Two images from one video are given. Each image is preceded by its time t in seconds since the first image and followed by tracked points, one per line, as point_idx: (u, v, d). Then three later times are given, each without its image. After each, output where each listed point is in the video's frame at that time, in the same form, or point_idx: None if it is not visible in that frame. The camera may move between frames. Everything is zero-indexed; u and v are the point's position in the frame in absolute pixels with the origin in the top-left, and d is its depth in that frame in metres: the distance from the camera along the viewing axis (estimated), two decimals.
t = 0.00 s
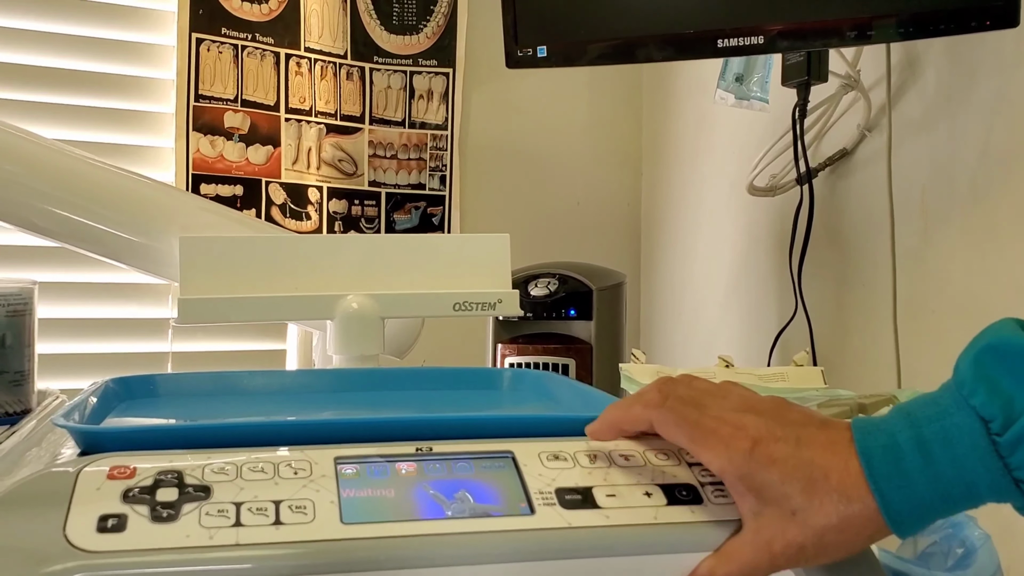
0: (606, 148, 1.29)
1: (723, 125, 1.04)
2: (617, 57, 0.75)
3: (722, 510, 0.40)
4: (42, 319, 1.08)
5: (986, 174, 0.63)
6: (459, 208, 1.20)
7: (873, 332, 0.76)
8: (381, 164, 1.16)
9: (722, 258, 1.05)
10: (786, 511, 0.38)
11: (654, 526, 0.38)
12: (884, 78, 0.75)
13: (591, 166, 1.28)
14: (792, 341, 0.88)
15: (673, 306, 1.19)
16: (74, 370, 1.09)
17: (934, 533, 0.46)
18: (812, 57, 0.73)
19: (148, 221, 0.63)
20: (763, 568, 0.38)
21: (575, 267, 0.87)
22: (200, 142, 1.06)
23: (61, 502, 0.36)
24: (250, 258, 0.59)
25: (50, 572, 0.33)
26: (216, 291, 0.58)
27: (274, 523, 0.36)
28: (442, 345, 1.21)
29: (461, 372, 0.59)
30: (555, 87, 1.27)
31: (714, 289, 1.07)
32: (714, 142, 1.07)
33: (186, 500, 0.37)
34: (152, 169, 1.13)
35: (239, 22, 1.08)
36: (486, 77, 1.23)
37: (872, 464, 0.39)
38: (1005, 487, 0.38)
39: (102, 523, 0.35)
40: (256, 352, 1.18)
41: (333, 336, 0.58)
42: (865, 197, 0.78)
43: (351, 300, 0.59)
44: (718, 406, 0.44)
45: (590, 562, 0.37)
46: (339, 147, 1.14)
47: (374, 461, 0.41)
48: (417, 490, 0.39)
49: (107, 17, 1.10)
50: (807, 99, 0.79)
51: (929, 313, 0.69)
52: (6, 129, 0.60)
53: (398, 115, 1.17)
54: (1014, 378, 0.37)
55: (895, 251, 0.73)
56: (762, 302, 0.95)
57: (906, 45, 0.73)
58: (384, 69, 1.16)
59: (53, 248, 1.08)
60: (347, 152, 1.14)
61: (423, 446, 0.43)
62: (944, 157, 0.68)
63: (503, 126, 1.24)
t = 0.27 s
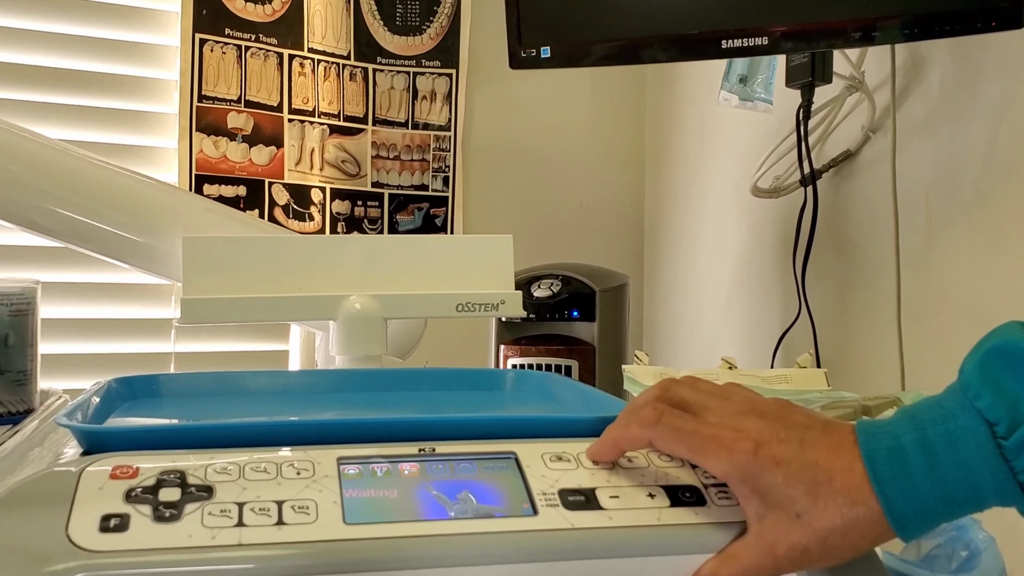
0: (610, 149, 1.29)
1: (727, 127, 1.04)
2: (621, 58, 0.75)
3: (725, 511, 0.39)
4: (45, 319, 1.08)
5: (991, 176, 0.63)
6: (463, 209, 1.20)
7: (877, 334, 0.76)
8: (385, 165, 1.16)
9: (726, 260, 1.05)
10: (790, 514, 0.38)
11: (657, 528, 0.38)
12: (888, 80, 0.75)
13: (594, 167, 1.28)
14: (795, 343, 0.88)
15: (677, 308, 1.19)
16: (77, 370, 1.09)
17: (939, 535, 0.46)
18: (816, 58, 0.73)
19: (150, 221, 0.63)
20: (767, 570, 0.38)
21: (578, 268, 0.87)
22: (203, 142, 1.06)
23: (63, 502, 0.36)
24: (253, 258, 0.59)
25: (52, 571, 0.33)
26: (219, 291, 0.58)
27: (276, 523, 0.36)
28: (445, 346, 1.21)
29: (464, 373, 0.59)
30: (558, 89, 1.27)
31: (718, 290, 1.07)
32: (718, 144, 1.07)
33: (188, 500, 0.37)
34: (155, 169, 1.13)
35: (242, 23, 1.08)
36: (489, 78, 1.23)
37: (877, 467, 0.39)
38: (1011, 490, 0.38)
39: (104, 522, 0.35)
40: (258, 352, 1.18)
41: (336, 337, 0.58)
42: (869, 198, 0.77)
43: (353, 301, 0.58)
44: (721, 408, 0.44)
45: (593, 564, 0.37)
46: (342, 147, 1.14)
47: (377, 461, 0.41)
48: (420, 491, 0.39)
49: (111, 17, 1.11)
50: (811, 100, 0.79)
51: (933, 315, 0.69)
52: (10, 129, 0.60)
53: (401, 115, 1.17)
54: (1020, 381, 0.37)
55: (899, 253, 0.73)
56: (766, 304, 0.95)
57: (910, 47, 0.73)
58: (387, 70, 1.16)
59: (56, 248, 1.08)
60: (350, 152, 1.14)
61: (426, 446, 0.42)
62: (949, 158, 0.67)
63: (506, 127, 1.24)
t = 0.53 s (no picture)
0: (611, 151, 1.29)
1: (729, 128, 1.04)
2: (622, 60, 0.75)
3: (726, 511, 0.39)
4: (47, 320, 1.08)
5: (992, 177, 0.63)
6: (464, 210, 1.20)
7: (879, 335, 0.76)
8: (386, 166, 1.16)
9: (728, 261, 1.05)
10: (792, 516, 0.39)
11: (658, 527, 0.38)
12: (890, 82, 0.75)
13: (596, 169, 1.28)
14: (797, 345, 0.88)
15: (678, 309, 1.19)
16: (79, 371, 1.09)
17: (939, 535, 0.46)
18: (818, 61, 0.73)
19: (153, 222, 0.63)
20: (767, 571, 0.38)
21: (580, 270, 0.87)
22: (205, 143, 1.07)
23: (65, 501, 0.36)
24: (255, 257, 0.59)
25: (56, 570, 0.33)
26: (221, 292, 0.58)
27: (279, 522, 0.36)
28: (446, 348, 1.21)
29: (466, 373, 0.59)
30: (560, 91, 1.27)
31: (720, 291, 1.07)
32: (720, 145, 1.07)
33: (191, 499, 0.37)
34: (158, 170, 1.13)
35: (244, 24, 1.08)
36: (491, 80, 1.24)
37: (879, 470, 0.39)
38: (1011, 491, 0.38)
39: (107, 521, 0.35)
40: (260, 354, 1.18)
41: (338, 338, 0.58)
42: (871, 200, 0.77)
43: (355, 302, 0.59)
44: (725, 408, 0.44)
45: (594, 563, 0.37)
46: (344, 148, 1.14)
47: (380, 460, 0.41)
48: (422, 490, 0.39)
49: (114, 19, 1.11)
50: (813, 102, 0.79)
51: (935, 317, 0.69)
52: (13, 131, 0.61)
53: (403, 116, 1.17)
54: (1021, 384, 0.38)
55: (900, 254, 0.73)
56: (767, 305, 0.95)
57: (911, 48, 0.73)
58: (389, 71, 1.16)
59: (58, 249, 1.09)
60: (351, 153, 1.14)
61: (428, 446, 0.42)
62: (950, 160, 0.67)
63: (507, 129, 1.24)
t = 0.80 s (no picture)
0: (614, 144, 1.29)
1: (732, 120, 1.04)
2: (625, 49, 0.75)
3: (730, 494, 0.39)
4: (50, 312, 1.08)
5: (997, 165, 0.63)
6: (467, 203, 1.20)
7: (882, 323, 0.75)
8: (388, 159, 1.16)
9: (731, 253, 1.05)
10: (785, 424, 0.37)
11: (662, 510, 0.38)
12: (894, 71, 0.75)
13: (598, 162, 1.28)
14: (800, 335, 0.88)
15: (680, 302, 1.19)
16: (82, 363, 1.09)
17: (945, 521, 0.46)
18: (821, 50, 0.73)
19: (154, 211, 0.63)
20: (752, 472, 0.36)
21: (583, 261, 0.87)
22: (207, 136, 1.07)
23: (67, 483, 0.36)
24: (257, 244, 0.59)
25: (58, 551, 0.33)
26: (223, 279, 0.58)
27: (281, 504, 0.36)
28: (448, 341, 1.21)
29: (469, 361, 0.59)
30: (562, 83, 1.27)
31: (722, 283, 1.07)
32: (723, 138, 1.07)
33: (193, 481, 0.36)
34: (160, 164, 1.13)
35: (246, 16, 1.08)
36: (494, 73, 1.23)
37: (876, 404, 0.36)
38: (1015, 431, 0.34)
39: (109, 503, 0.35)
40: (262, 347, 1.18)
41: (341, 327, 0.58)
42: (874, 189, 0.77)
43: (358, 291, 0.58)
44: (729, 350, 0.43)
45: (598, 545, 0.37)
46: (346, 141, 1.14)
47: (383, 444, 0.41)
48: (425, 473, 0.39)
49: (115, 13, 1.11)
50: (816, 92, 0.79)
51: (939, 305, 0.68)
52: (14, 119, 0.60)
53: (405, 109, 1.17)
54: None
55: (904, 241, 0.73)
56: (770, 296, 0.95)
57: (916, 38, 0.73)
58: (391, 63, 1.16)
59: (61, 242, 1.09)
60: (353, 146, 1.14)
61: (432, 429, 0.42)
62: (955, 149, 0.67)
63: (510, 122, 1.24)
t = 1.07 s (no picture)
0: (615, 141, 1.29)
1: (734, 117, 1.04)
2: (626, 44, 0.74)
3: (730, 489, 0.39)
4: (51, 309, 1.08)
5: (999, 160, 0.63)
6: (468, 200, 1.20)
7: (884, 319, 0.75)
8: (389, 156, 1.16)
9: (732, 250, 1.05)
10: (618, 356, 0.39)
11: (663, 504, 0.38)
12: (896, 67, 0.75)
13: (600, 159, 1.28)
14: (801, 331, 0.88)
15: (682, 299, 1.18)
16: (83, 359, 1.09)
17: (947, 515, 0.45)
18: (823, 46, 0.73)
19: (154, 206, 0.63)
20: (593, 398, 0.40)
21: (584, 258, 0.87)
22: (208, 132, 1.07)
23: (66, 476, 0.36)
24: (257, 238, 0.59)
25: (56, 543, 0.33)
26: (223, 273, 0.57)
27: (281, 497, 0.36)
28: (449, 338, 1.21)
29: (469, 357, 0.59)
30: (564, 81, 1.26)
31: (724, 279, 1.06)
32: (725, 135, 1.07)
33: (192, 474, 0.36)
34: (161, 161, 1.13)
35: (247, 13, 1.08)
36: (495, 70, 1.23)
37: (705, 327, 0.38)
38: (824, 362, 0.37)
39: (108, 495, 0.35)
40: (263, 343, 1.18)
41: (342, 323, 0.59)
42: (876, 184, 0.77)
43: (358, 287, 0.58)
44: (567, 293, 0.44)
45: (598, 539, 0.37)
46: (348, 138, 1.14)
47: (384, 437, 0.41)
48: (425, 466, 0.39)
49: (116, 10, 1.11)
50: (818, 88, 0.78)
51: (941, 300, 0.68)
52: (14, 114, 0.60)
53: (406, 106, 1.17)
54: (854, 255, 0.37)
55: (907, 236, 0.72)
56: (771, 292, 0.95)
57: (918, 34, 0.72)
58: (393, 60, 1.16)
59: (62, 239, 1.09)
60: (355, 143, 1.14)
61: (433, 424, 0.43)
62: (957, 144, 0.67)
63: (511, 120, 1.24)
